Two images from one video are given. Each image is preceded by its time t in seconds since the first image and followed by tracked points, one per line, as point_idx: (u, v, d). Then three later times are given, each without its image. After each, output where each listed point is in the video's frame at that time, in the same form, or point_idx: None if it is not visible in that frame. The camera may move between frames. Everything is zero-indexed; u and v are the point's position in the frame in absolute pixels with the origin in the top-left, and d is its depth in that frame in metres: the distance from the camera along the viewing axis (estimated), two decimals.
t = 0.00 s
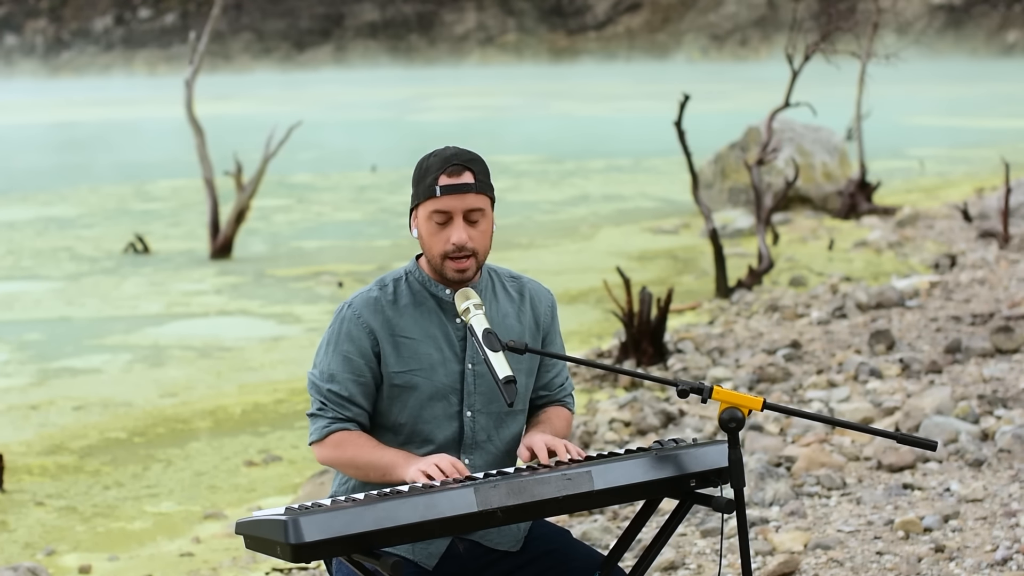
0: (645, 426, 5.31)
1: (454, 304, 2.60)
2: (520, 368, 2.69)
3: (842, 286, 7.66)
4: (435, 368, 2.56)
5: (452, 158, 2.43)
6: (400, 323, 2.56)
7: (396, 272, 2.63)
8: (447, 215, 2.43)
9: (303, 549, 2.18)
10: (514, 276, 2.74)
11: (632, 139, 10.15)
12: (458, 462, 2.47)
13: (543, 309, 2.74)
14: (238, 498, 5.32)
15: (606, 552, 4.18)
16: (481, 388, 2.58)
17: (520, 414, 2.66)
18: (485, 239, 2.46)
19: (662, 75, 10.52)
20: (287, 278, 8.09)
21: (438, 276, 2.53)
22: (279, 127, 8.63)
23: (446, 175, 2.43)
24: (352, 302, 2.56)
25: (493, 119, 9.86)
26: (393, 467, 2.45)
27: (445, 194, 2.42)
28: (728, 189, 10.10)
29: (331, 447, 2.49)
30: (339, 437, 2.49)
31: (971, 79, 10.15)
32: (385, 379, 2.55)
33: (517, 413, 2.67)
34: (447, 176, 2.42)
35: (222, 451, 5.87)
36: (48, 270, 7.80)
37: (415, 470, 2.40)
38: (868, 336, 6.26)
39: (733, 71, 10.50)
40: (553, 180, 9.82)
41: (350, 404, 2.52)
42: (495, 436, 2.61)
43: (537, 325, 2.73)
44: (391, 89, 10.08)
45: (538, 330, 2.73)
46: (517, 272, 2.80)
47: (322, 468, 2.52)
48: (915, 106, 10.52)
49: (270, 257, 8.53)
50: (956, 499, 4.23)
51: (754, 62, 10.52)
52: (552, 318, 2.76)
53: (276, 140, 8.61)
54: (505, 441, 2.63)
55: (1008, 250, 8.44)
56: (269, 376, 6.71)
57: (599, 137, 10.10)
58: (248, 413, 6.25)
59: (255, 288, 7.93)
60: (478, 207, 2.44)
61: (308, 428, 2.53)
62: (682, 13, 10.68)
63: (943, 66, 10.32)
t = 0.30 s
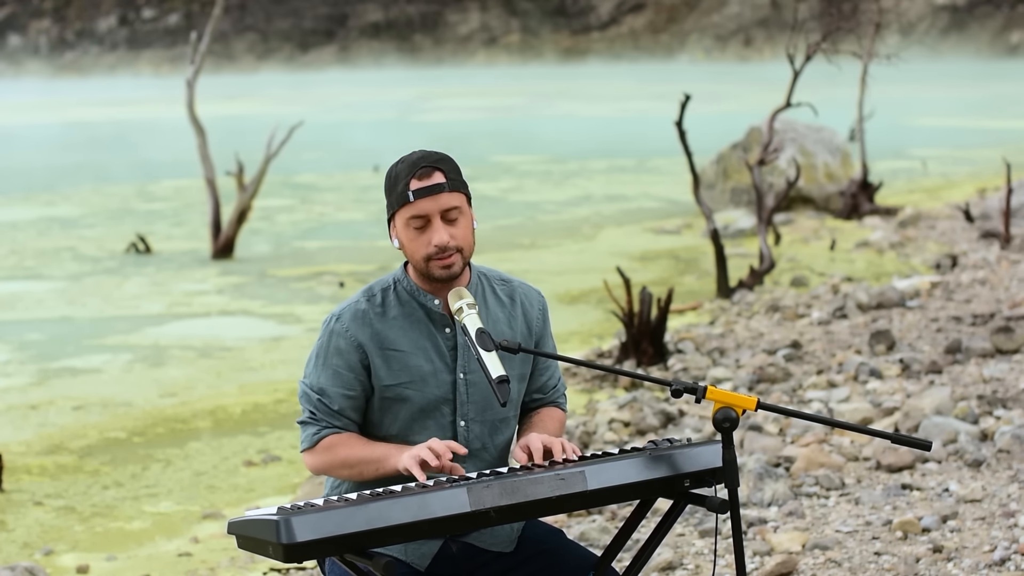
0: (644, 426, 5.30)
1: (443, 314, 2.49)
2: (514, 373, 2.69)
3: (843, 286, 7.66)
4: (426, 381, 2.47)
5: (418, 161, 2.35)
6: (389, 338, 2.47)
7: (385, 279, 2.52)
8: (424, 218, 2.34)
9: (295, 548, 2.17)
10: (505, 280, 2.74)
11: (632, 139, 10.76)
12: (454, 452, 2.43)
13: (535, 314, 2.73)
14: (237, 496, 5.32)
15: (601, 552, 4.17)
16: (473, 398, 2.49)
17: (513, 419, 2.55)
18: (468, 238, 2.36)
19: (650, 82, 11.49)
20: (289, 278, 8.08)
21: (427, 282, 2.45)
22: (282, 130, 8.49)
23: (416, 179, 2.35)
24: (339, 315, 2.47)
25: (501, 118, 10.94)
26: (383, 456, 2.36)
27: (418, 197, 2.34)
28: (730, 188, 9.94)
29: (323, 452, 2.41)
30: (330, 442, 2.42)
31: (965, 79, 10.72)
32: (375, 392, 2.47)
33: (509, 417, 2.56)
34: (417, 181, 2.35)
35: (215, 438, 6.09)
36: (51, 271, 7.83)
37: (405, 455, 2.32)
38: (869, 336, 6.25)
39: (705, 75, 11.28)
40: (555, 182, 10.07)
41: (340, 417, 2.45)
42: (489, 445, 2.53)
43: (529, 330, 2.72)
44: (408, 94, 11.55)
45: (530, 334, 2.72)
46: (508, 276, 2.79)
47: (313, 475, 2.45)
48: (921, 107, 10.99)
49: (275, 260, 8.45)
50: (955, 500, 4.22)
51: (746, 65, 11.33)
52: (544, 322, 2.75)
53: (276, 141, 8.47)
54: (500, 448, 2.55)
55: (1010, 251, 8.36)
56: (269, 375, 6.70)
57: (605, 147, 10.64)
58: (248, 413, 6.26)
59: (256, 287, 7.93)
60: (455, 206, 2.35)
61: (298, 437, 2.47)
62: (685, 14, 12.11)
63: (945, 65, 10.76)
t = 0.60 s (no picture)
0: (645, 426, 5.28)
1: (435, 321, 2.61)
2: (508, 373, 2.73)
3: (846, 286, 7.65)
4: (419, 389, 2.60)
5: (414, 160, 2.54)
6: (381, 347, 2.59)
7: (377, 287, 2.63)
8: (429, 212, 2.50)
9: (288, 547, 2.18)
10: (495, 280, 2.81)
11: (638, 139, 10.07)
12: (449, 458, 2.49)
13: (526, 312, 2.80)
14: (238, 496, 5.33)
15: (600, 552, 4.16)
16: (467, 402, 2.62)
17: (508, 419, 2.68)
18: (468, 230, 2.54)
19: (673, 77, 10.46)
20: (291, 279, 8.07)
21: (428, 283, 2.57)
22: (284, 130, 8.53)
23: (414, 177, 2.53)
24: (332, 328, 2.58)
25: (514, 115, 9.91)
26: (377, 466, 2.50)
27: (421, 193, 2.51)
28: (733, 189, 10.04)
29: (318, 463, 2.55)
30: (325, 451, 2.56)
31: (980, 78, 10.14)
32: (370, 401, 2.59)
33: (505, 420, 2.70)
34: (416, 178, 2.52)
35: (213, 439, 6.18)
36: (54, 270, 7.76)
37: (399, 467, 2.46)
38: (871, 336, 6.24)
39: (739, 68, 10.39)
40: (559, 181, 9.65)
41: (336, 427, 2.58)
42: (484, 447, 2.66)
43: (521, 329, 2.79)
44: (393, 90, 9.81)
45: (522, 333, 2.79)
46: (498, 276, 2.87)
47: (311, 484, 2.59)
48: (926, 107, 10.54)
49: (279, 259, 8.50)
50: (955, 500, 4.21)
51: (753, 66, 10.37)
52: (536, 321, 2.82)
53: (279, 141, 8.53)
54: (495, 448, 2.67)
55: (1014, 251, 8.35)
56: (272, 375, 6.68)
57: (602, 140, 9.98)
58: (250, 413, 6.26)
59: (259, 288, 7.92)
60: (453, 199, 2.54)
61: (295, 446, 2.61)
62: (689, 15, 10.54)
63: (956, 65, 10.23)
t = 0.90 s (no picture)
0: (648, 426, 5.28)
1: (426, 322, 2.78)
2: (504, 373, 2.84)
3: (850, 286, 7.64)
4: (412, 388, 2.76)
5: (406, 163, 2.68)
6: (374, 348, 2.75)
7: (368, 288, 2.80)
8: (419, 214, 2.66)
9: (286, 547, 2.19)
10: (489, 279, 2.91)
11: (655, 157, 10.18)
12: (449, 451, 2.54)
13: (520, 310, 2.91)
14: (241, 496, 5.36)
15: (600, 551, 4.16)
16: (459, 402, 2.78)
17: (504, 418, 2.84)
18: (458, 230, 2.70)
19: (683, 76, 9.66)
20: (295, 279, 8.08)
21: (418, 283, 2.74)
22: (288, 130, 8.63)
23: (405, 179, 2.68)
24: (326, 329, 2.74)
25: (508, 116, 9.14)
26: (377, 454, 2.62)
27: (412, 195, 2.66)
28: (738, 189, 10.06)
29: (319, 461, 2.68)
30: (325, 450, 2.69)
31: (980, 81, 9.68)
32: (363, 402, 2.75)
33: (502, 419, 2.85)
34: (407, 180, 2.68)
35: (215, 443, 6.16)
36: (59, 270, 7.56)
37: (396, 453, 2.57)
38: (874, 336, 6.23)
39: (750, 67, 9.74)
40: (565, 183, 9.08)
41: (333, 427, 2.72)
42: (477, 445, 2.81)
43: (516, 327, 2.90)
44: (384, 89, 8.95)
45: (517, 331, 2.90)
46: (492, 273, 2.97)
47: (310, 483, 2.72)
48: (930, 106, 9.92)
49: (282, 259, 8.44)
50: (958, 500, 4.21)
51: (763, 66, 9.73)
52: (531, 318, 2.94)
53: (284, 140, 8.54)
54: (491, 447, 2.83)
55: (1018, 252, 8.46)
56: (275, 375, 6.79)
57: (599, 136, 9.30)
58: (253, 413, 6.31)
59: (264, 287, 7.95)
60: (442, 200, 2.69)
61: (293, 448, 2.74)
62: (694, 15, 9.76)
63: (957, 65, 9.76)
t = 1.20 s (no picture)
0: (653, 427, 5.28)
1: (427, 321, 2.74)
2: (508, 371, 2.81)
3: (854, 286, 7.65)
4: (414, 387, 2.71)
5: (397, 158, 2.60)
6: (376, 346, 2.70)
7: (369, 287, 2.76)
8: (409, 210, 2.57)
9: (292, 548, 2.19)
10: (491, 278, 2.86)
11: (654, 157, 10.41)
12: (457, 457, 2.54)
13: (523, 310, 2.86)
14: (246, 497, 5.35)
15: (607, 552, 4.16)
16: (463, 401, 2.73)
17: (509, 417, 2.79)
18: (452, 226, 2.61)
19: (694, 76, 10.06)
20: (298, 279, 8.08)
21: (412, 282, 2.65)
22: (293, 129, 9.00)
23: (396, 174, 2.60)
24: (327, 326, 2.70)
25: (508, 116, 9.48)
26: (385, 455, 2.59)
27: (402, 191, 2.58)
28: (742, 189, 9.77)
29: (325, 462, 2.65)
30: (331, 450, 2.65)
31: (986, 81, 9.75)
32: (366, 401, 2.70)
33: (507, 418, 2.80)
34: (398, 175, 2.59)
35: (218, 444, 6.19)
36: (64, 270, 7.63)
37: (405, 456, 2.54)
38: (879, 337, 6.23)
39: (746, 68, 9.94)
40: (570, 182, 9.36)
41: (337, 426, 2.68)
42: (481, 444, 2.76)
43: (519, 327, 2.85)
44: (399, 92, 9.44)
45: (519, 330, 2.85)
46: (495, 271, 2.92)
47: (318, 484, 2.68)
48: (934, 108, 10.14)
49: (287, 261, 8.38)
50: (963, 501, 4.20)
51: (766, 67, 9.96)
52: (535, 317, 2.89)
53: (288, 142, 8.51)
54: (496, 447, 2.78)
55: None
56: (280, 376, 6.70)
57: (605, 138, 9.63)
58: (257, 413, 6.27)
59: (269, 288, 7.92)
60: (435, 196, 2.60)
61: (299, 448, 2.70)
62: (699, 15, 10.09)
63: (957, 68, 9.86)
